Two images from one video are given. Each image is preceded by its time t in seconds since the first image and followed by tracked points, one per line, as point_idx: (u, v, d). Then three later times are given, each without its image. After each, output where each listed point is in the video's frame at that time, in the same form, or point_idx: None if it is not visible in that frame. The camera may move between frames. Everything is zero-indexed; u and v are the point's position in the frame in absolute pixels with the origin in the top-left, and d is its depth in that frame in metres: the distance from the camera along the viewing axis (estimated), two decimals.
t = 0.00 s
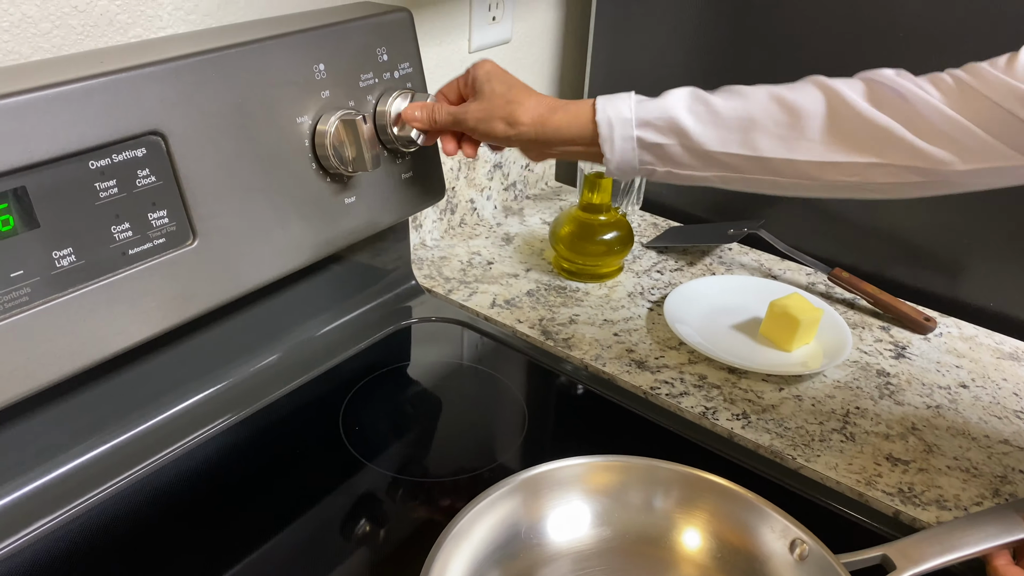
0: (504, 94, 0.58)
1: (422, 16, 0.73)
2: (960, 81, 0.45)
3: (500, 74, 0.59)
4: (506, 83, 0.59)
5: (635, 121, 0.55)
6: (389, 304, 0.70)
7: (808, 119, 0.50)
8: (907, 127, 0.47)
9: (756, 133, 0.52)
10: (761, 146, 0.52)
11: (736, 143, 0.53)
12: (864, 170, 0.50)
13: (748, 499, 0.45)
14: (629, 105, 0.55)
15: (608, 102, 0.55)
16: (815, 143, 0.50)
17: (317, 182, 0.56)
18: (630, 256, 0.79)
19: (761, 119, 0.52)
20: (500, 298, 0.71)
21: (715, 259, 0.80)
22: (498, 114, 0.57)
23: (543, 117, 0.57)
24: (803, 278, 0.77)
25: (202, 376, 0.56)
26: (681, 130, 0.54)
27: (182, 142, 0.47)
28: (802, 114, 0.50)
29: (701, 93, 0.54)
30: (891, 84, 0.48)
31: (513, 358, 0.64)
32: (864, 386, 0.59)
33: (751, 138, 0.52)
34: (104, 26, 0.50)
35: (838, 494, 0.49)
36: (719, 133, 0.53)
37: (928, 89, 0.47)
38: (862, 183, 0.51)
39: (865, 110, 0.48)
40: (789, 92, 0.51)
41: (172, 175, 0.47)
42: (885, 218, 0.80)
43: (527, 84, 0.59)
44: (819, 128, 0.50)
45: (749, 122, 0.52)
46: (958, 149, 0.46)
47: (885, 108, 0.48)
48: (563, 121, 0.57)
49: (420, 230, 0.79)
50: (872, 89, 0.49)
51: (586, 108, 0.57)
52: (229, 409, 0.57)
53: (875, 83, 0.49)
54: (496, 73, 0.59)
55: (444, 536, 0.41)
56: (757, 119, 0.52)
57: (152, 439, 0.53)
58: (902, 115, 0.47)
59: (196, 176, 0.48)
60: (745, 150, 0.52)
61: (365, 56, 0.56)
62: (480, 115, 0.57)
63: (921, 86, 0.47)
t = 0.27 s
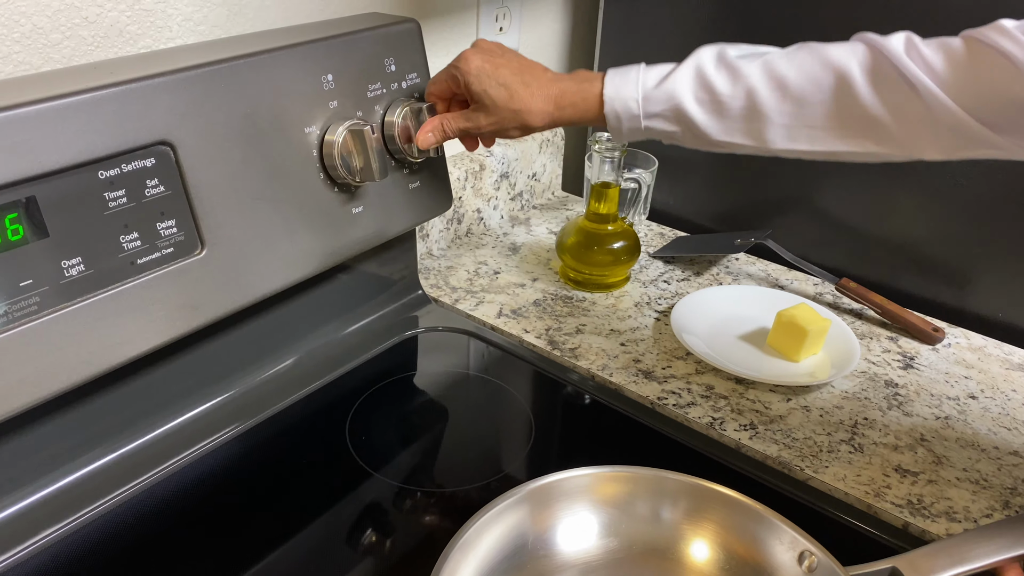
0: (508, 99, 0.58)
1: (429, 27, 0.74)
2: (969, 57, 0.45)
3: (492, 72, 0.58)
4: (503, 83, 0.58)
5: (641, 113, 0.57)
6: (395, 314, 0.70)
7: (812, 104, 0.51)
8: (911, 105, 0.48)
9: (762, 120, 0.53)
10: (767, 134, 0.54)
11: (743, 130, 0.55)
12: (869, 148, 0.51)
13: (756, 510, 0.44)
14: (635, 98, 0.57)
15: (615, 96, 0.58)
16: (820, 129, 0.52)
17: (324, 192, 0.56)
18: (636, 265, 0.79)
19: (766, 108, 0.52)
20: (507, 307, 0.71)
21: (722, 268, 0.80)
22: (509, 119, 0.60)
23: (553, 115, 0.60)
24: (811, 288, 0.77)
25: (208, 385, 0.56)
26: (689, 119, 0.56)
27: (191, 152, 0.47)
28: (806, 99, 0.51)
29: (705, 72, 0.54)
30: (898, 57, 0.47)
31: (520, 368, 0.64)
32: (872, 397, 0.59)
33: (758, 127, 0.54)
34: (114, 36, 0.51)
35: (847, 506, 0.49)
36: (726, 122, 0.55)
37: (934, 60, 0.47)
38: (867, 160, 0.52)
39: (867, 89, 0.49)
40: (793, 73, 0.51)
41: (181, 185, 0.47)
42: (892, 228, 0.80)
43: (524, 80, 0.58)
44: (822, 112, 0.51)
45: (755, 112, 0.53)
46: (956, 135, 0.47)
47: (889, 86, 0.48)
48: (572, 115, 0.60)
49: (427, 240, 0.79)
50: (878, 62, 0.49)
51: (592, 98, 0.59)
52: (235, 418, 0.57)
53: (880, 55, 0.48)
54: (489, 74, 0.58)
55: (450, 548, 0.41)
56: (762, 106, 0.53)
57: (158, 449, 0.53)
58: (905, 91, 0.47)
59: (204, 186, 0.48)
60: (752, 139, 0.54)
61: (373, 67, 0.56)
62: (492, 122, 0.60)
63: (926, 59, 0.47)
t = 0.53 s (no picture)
0: (509, 115, 0.58)
1: (429, 34, 0.74)
2: (968, 44, 0.45)
3: (489, 90, 0.57)
4: (500, 100, 0.57)
5: (639, 112, 0.58)
6: (396, 320, 0.70)
7: (807, 100, 0.52)
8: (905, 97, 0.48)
9: (758, 116, 0.54)
10: (764, 129, 0.54)
11: (739, 124, 0.55)
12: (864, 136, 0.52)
13: (755, 517, 0.44)
14: (632, 99, 0.57)
15: (614, 95, 0.57)
16: (815, 124, 0.53)
17: (324, 198, 0.56)
18: (636, 271, 0.79)
19: (762, 106, 0.53)
20: (507, 313, 0.71)
21: (722, 274, 0.80)
22: (510, 128, 0.60)
23: (553, 119, 0.60)
24: (811, 294, 0.77)
25: (207, 392, 0.56)
26: (686, 114, 0.57)
27: (190, 159, 0.47)
28: (801, 95, 0.52)
29: (699, 66, 0.54)
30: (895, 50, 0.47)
31: (520, 375, 0.64)
32: (872, 403, 0.59)
33: (755, 123, 0.55)
34: (115, 44, 0.51)
35: (846, 513, 0.49)
36: (723, 117, 0.56)
37: (934, 43, 0.46)
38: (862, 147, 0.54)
39: (863, 81, 0.50)
40: (788, 69, 0.51)
41: (181, 192, 0.47)
42: (892, 234, 0.80)
43: (522, 92, 0.57)
44: (817, 107, 0.52)
45: (751, 109, 0.54)
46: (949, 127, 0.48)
47: (883, 79, 0.49)
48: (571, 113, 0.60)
49: (427, 246, 0.79)
50: (873, 52, 0.49)
51: (589, 95, 0.58)
52: (235, 425, 0.57)
53: (875, 48, 0.48)
54: (486, 92, 0.57)
55: (447, 555, 0.40)
56: (758, 103, 0.53)
57: (156, 456, 0.53)
58: (900, 83, 0.48)
59: (204, 192, 0.48)
60: (749, 133, 0.55)
61: (373, 74, 0.57)
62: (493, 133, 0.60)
63: (924, 48, 0.47)
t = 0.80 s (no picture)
0: (524, 96, 0.58)
1: (430, 36, 0.74)
2: (976, 32, 0.45)
3: (506, 68, 0.57)
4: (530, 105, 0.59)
5: (647, 94, 0.58)
6: (396, 322, 0.70)
7: (813, 84, 0.52)
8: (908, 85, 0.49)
9: (763, 101, 0.54)
10: (768, 115, 0.54)
11: (743, 108, 0.55)
12: (868, 122, 0.53)
13: (755, 519, 0.44)
14: (642, 81, 0.57)
15: (625, 76, 0.57)
16: (819, 109, 0.53)
17: (323, 200, 0.56)
18: (637, 273, 0.79)
19: (768, 91, 0.53)
20: (507, 315, 0.71)
21: (723, 276, 0.80)
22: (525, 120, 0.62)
23: (566, 100, 0.59)
24: (811, 296, 0.77)
25: (206, 393, 0.56)
26: (691, 98, 0.57)
27: (189, 161, 0.47)
28: (806, 81, 0.52)
29: (706, 50, 0.54)
30: (900, 40, 0.47)
31: (519, 377, 0.64)
32: (873, 405, 0.59)
33: (760, 108, 0.54)
34: (114, 46, 0.51)
35: (846, 515, 0.49)
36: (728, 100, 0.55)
37: (943, 31, 0.46)
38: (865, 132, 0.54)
39: (867, 68, 0.50)
40: (795, 54, 0.51)
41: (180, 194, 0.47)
42: (893, 236, 0.80)
43: (537, 71, 0.57)
44: (822, 93, 0.52)
45: (756, 94, 0.54)
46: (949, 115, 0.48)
47: (887, 67, 0.49)
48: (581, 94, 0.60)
49: (427, 248, 0.79)
50: (880, 39, 0.49)
51: (597, 76, 0.58)
52: (235, 427, 0.57)
53: (881, 36, 0.48)
54: (502, 70, 0.57)
55: (446, 555, 0.40)
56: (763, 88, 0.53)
57: (155, 458, 0.53)
58: (903, 71, 0.48)
59: (203, 194, 0.48)
60: (754, 118, 0.55)
61: (372, 76, 0.57)
62: (508, 116, 0.60)
63: (932, 37, 0.46)
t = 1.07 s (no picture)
0: (544, 125, 0.59)
1: (431, 38, 0.74)
2: (964, 46, 0.46)
3: (535, 95, 0.58)
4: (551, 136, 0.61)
5: (650, 121, 0.61)
6: (397, 323, 0.70)
7: (808, 104, 0.54)
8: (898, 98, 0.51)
9: (762, 121, 0.56)
10: (767, 133, 0.57)
11: (743, 128, 0.58)
12: (864, 136, 0.54)
13: (755, 519, 0.43)
14: (644, 110, 0.60)
15: (628, 107, 0.60)
16: (815, 126, 0.55)
17: (325, 201, 0.56)
18: (638, 274, 0.79)
19: (766, 112, 0.55)
20: (508, 316, 0.71)
21: (724, 277, 0.80)
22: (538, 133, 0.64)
23: (576, 130, 0.61)
24: (813, 297, 0.77)
25: (208, 394, 0.56)
26: (694, 122, 0.59)
27: (191, 162, 0.47)
28: (802, 100, 0.54)
29: (704, 77, 0.57)
30: (889, 57, 0.48)
31: (521, 378, 0.64)
32: (875, 406, 0.59)
33: (759, 127, 0.57)
34: (116, 48, 0.51)
35: (848, 516, 0.49)
36: (728, 122, 0.58)
37: (931, 45, 0.47)
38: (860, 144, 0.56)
39: (860, 84, 0.51)
40: (790, 77, 0.53)
41: (182, 195, 0.47)
42: (895, 236, 0.79)
43: (560, 102, 0.59)
44: (817, 110, 0.54)
45: (755, 116, 0.56)
46: (940, 125, 0.49)
47: (878, 83, 0.51)
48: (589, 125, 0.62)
49: (429, 249, 0.79)
50: (869, 56, 0.50)
51: (607, 110, 0.61)
52: (236, 428, 0.57)
53: (870, 55, 0.50)
54: (531, 96, 0.58)
55: (447, 557, 0.40)
56: (761, 109, 0.56)
57: (157, 458, 0.53)
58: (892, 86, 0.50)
59: (205, 195, 0.48)
60: (754, 136, 0.58)
61: (374, 77, 0.57)
62: (520, 140, 0.61)
63: (921, 51, 0.48)
